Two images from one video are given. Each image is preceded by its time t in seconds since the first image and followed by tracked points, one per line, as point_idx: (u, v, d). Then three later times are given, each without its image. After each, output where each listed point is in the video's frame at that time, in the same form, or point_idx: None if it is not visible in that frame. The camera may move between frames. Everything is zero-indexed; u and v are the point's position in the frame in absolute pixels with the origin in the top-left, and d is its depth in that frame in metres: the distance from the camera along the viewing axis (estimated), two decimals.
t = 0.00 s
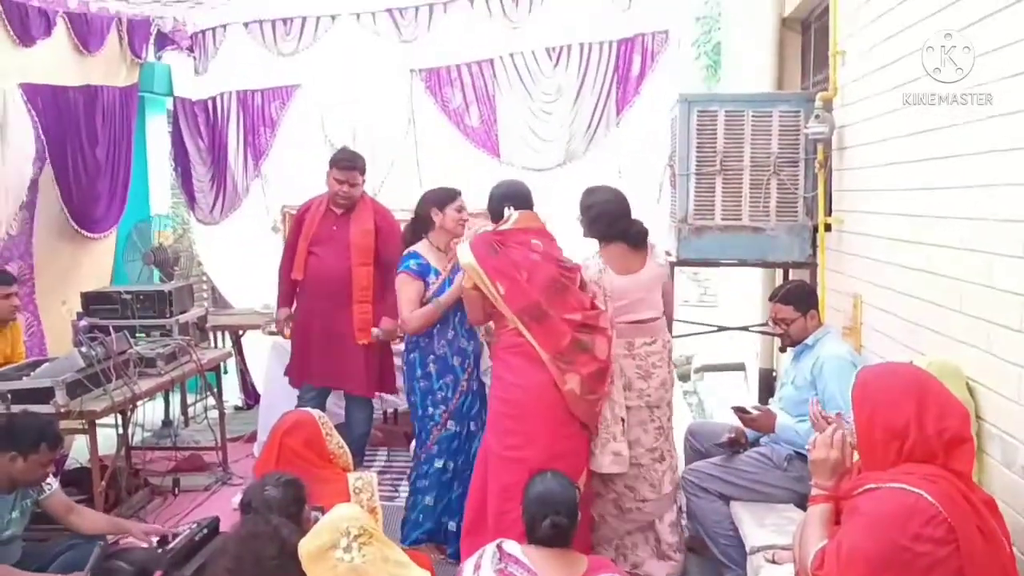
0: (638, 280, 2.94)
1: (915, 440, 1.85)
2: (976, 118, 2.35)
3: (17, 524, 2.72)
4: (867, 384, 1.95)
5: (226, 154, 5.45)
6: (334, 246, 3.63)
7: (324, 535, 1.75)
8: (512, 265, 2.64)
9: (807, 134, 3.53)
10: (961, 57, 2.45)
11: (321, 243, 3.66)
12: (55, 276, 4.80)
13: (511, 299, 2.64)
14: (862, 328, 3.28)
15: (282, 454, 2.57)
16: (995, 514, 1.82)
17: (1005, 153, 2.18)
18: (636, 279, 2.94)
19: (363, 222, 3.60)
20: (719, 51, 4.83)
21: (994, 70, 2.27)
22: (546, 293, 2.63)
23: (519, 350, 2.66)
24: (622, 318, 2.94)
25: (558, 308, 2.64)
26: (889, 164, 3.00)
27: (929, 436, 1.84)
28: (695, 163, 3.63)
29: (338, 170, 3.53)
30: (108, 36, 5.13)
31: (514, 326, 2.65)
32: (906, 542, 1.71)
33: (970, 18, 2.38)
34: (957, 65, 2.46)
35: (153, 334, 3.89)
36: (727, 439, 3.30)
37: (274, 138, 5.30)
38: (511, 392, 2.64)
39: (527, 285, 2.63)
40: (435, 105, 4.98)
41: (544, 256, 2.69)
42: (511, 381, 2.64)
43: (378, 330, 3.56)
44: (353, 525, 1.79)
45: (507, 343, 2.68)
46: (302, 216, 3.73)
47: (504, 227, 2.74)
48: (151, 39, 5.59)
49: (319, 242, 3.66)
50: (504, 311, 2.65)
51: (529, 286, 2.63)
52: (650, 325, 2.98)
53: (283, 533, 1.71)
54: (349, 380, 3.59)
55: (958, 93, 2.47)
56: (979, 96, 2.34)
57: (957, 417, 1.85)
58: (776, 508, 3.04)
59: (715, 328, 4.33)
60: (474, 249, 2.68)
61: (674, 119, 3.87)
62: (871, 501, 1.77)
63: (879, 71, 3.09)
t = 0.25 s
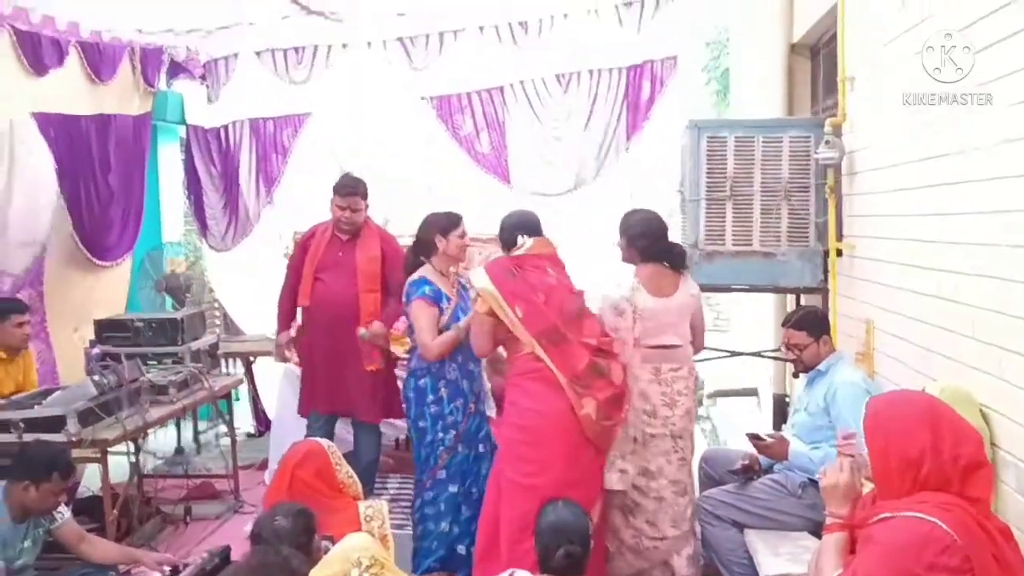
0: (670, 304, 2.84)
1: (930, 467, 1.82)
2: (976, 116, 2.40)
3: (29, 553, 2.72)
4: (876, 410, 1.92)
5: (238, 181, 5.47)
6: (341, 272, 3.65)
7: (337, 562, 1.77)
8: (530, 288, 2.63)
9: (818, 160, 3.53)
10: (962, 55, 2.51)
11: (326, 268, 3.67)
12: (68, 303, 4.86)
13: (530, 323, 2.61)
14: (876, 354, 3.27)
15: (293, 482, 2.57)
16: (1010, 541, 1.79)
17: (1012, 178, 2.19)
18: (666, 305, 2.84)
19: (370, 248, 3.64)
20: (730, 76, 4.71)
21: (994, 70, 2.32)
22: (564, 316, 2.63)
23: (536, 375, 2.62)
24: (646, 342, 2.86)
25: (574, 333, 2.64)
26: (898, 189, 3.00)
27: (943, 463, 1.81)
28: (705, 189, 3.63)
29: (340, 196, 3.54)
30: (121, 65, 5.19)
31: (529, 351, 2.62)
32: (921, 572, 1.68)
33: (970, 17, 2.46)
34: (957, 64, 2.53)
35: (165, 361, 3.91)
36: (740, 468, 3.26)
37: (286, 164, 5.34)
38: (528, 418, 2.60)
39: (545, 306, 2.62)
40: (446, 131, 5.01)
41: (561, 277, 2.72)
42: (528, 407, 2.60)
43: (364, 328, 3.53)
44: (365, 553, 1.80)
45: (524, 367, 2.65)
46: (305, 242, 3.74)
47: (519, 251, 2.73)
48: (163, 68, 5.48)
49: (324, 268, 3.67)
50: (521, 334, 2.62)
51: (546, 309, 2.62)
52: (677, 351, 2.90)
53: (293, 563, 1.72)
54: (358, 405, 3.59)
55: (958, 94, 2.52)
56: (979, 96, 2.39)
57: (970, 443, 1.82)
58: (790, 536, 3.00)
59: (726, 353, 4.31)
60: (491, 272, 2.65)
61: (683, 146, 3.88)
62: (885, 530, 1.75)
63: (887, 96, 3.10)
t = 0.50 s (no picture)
0: (708, 337, 2.73)
1: (955, 503, 1.77)
2: (977, 116, 2.50)
3: None
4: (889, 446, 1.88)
5: (257, 214, 5.52)
6: (348, 305, 3.64)
7: None
8: (549, 316, 2.61)
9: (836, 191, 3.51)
10: (961, 57, 2.60)
11: (332, 302, 3.66)
12: (88, 336, 4.87)
13: (549, 346, 2.58)
14: (898, 387, 3.23)
15: (313, 522, 2.53)
16: None
17: None
18: (704, 339, 2.72)
19: (375, 281, 3.66)
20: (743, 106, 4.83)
21: (993, 73, 2.40)
22: (581, 343, 2.61)
23: (559, 405, 2.55)
24: (690, 374, 2.72)
25: (593, 363, 2.60)
26: (917, 221, 2.99)
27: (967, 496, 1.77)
28: (723, 221, 3.63)
29: (338, 226, 3.53)
30: (141, 101, 5.26)
31: (547, 379, 2.58)
32: None
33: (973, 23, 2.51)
34: (958, 64, 2.62)
35: (184, 396, 3.92)
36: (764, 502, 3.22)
37: (304, 198, 5.40)
38: (548, 450, 2.53)
39: (564, 331, 2.60)
40: (462, 164, 5.04)
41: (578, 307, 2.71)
42: (550, 437, 2.54)
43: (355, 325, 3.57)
44: None
45: (544, 396, 2.57)
46: (308, 274, 3.72)
47: (536, 283, 2.72)
48: (184, 103, 5.56)
49: (330, 301, 3.67)
50: (540, 361, 2.57)
51: (565, 337, 2.59)
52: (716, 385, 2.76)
53: None
54: (368, 438, 3.60)
55: (959, 92, 2.63)
56: (979, 97, 2.49)
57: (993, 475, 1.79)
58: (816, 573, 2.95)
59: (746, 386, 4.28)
60: (509, 301, 2.63)
61: (700, 177, 3.88)
62: (910, 568, 1.71)
63: (904, 128, 3.10)
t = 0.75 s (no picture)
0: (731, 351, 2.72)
1: (980, 515, 1.74)
2: (978, 115, 2.61)
3: None
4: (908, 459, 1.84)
5: (275, 229, 5.56)
6: (352, 319, 3.63)
7: None
8: (563, 326, 2.60)
9: (855, 202, 3.48)
10: (961, 57, 2.72)
11: (334, 317, 3.65)
12: (105, 351, 4.87)
13: (563, 356, 2.55)
14: (921, 399, 3.19)
15: (328, 534, 2.51)
16: None
17: None
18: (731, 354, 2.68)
19: (380, 295, 3.66)
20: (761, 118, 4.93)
21: (993, 75, 2.51)
22: (595, 352, 2.58)
23: (572, 415, 2.52)
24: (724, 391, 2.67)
25: (606, 373, 2.56)
26: (938, 232, 2.96)
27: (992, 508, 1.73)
28: (740, 231, 3.60)
29: (339, 243, 3.55)
30: (160, 118, 5.30)
31: (560, 389, 2.55)
32: None
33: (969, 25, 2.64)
34: (958, 64, 2.73)
35: (201, 411, 3.91)
36: (784, 515, 3.19)
37: (322, 214, 5.42)
38: (562, 460, 2.49)
39: (578, 341, 2.57)
40: (478, 178, 5.02)
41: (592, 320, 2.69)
42: (561, 449, 2.50)
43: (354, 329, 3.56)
44: None
45: (558, 406, 2.54)
46: (308, 289, 3.69)
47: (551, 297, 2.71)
48: (201, 120, 5.67)
49: (333, 316, 3.65)
50: (553, 370, 2.55)
51: (579, 346, 2.56)
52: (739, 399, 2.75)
53: None
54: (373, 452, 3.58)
55: (960, 91, 2.75)
56: (980, 98, 2.60)
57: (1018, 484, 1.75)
58: None
59: (766, 398, 4.25)
60: (524, 314, 2.63)
61: (716, 189, 3.86)
62: None
63: (924, 138, 3.07)
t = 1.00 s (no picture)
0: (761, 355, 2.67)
1: (1010, 517, 1.70)
2: (980, 115, 2.76)
3: None
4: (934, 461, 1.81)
5: (295, 233, 5.58)
6: (363, 325, 3.61)
7: None
8: (583, 327, 2.56)
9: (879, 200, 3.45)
10: (962, 57, 2.88)
11: (345, 324, 3.63)
12: (128, 354, 4.91)
13: (584, 356, 2.52)
14: (947, 400, 3.15)
15: (349, 539, 2.51)
16: None
17: None
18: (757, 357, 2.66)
19: (388, 299, 3.64)
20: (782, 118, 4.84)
21: (992, 75, 2.66)
22: (615, 351, 2.55)
23: (592, 415, 2.50)
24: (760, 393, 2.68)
25: (627, 374, 2.54)
26: (963, 230, 2.91)
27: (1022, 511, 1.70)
28: (763, 232, 3.56)
29: (342, 250, 3.53)
30: (181, 122, 5.34)
31: (579, 388, 2.52)
32: None
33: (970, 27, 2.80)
34: (959, 63, 2.89)
35: (224, 414, 3.93)
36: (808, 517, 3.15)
37: (342, 217, 5.44)
38: (581, 461, 2.47)
39: (599, 343, 2.55)
40: (498, 180, 5.01)
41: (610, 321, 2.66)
42: (580, 449, 2.48)
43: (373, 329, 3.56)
44: None
45: (577, 408, 2.52)
46: (315, 298, 3.68)
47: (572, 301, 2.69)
48: (223, 125, 5.63)
49: (345, 323, 3.64)
50: (574, 370, 2.52)
51: (599, 347, 2.54)
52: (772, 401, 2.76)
53: None
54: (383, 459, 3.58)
55: (961, 90, 2.91)
56: (980, 98, 2.75)
57: None
58: None
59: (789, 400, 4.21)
60: (544, 317, 2.59)
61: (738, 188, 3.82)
62: None
63: (949, 136, 3.02)
